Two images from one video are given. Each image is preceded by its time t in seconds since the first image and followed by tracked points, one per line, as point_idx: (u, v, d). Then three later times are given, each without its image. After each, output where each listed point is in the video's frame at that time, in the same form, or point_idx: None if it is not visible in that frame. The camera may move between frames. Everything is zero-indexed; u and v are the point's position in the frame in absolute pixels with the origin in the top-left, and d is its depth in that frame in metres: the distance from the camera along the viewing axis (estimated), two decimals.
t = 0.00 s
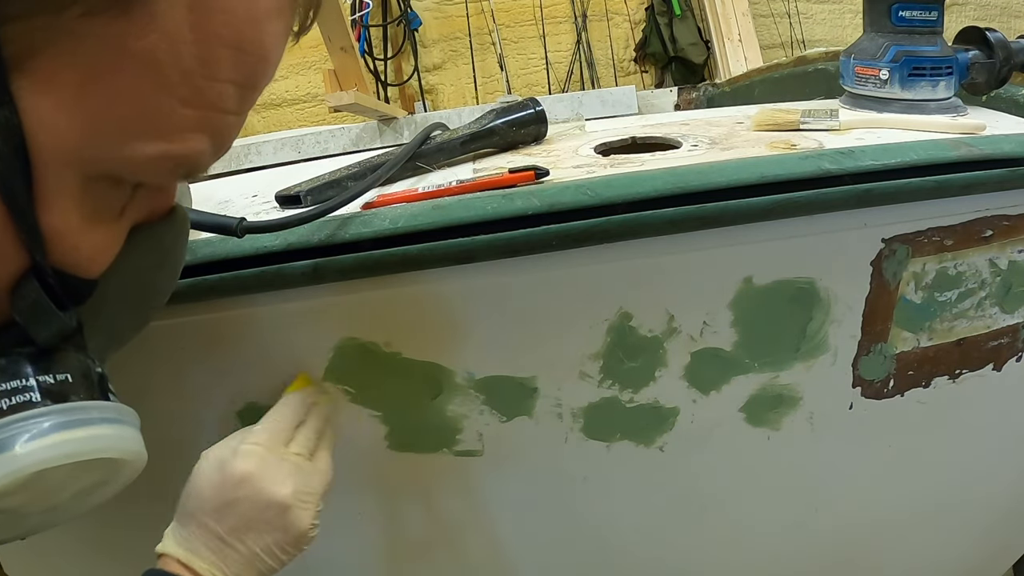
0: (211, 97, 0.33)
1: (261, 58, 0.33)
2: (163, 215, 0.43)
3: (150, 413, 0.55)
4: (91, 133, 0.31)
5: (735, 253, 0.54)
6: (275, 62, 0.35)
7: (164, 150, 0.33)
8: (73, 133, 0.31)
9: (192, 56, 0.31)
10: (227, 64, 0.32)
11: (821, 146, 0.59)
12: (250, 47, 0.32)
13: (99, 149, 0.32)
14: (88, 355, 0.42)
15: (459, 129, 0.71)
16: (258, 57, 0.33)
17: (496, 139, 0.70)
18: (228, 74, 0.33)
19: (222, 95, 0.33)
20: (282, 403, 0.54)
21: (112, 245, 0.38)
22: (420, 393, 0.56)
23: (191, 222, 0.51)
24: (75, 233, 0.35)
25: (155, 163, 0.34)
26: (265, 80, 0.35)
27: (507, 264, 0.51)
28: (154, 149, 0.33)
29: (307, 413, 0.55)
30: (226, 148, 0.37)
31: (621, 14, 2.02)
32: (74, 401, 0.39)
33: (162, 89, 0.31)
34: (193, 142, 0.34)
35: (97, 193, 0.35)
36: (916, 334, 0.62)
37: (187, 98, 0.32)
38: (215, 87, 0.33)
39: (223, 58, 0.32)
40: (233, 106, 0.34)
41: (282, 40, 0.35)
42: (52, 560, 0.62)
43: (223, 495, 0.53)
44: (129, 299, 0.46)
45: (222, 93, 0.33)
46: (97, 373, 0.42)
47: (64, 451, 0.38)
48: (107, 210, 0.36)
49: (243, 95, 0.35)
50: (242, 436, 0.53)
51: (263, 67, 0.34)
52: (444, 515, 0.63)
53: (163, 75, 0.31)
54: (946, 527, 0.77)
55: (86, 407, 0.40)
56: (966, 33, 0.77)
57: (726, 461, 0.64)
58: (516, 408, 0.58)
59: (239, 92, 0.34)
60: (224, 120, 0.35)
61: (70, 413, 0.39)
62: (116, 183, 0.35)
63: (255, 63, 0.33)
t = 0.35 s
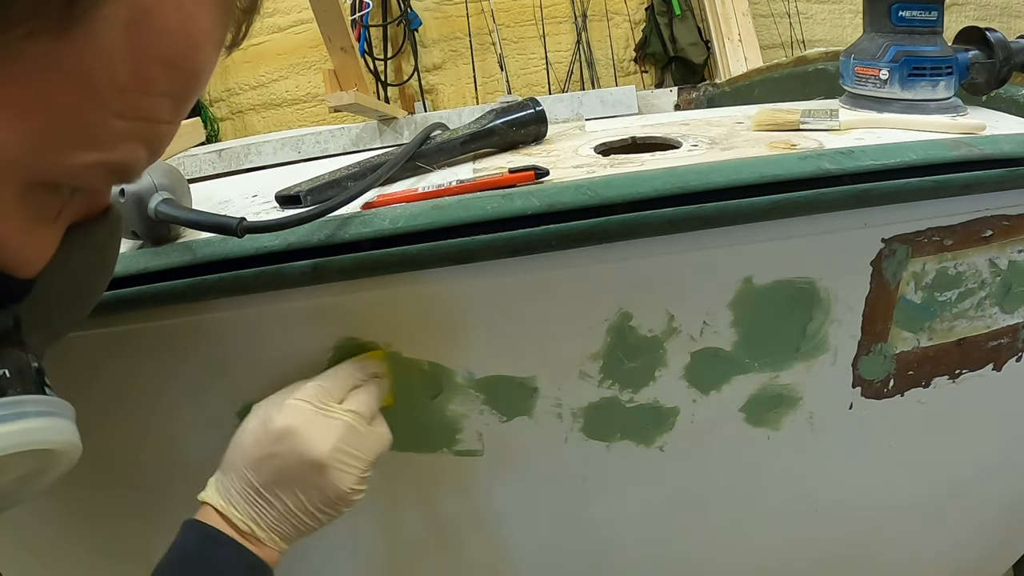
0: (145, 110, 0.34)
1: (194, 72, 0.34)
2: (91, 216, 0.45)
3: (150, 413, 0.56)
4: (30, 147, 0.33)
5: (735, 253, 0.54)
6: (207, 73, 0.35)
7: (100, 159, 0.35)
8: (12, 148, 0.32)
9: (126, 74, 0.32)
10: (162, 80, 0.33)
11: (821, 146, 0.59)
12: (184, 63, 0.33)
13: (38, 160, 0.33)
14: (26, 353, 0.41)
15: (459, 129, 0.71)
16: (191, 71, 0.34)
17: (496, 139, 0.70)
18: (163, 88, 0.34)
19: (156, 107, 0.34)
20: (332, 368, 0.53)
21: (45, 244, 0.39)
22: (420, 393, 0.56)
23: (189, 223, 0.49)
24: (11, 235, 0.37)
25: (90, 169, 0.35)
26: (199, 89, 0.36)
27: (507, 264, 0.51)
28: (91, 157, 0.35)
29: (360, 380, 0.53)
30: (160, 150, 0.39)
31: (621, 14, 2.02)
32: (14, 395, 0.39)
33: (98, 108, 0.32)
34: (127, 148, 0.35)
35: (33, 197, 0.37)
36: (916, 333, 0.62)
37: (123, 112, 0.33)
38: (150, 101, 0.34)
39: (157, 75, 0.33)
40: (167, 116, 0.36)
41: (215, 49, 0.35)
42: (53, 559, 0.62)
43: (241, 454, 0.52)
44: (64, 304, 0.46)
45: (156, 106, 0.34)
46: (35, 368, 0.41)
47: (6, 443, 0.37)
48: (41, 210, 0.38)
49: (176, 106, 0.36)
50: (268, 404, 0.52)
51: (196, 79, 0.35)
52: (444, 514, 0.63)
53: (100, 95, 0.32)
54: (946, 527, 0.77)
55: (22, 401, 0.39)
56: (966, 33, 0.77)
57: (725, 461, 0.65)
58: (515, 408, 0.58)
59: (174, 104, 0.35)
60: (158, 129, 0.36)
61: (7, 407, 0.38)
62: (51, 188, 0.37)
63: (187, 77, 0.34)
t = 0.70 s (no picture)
0: (124, 120, 0.33)
1: (174, 83, 0.33)
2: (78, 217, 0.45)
3: (150, 413, 0.56)
4: (6, 152, 0.33)
5: (735, 253, 0.54)
6: (189, 83, 0.34)
7: (79, 168, 0.35)
8: None
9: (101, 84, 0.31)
10: (139, 91, 0.32)
11: (821, 146, 0.58)
12: (162, 74, 0.32)
13: (16, 166, 0.33)
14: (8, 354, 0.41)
15: (458, 129, 0.71)
16: (171, 81, 0.33)
17: (496, 139, 0.70)
18: (141, 98, 0.33)
19: (135, 117, 0.34)
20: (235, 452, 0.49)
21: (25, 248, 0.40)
22: (420, 393, 0.56)
23: (189, 223, 0.49)
24: None
25: (69, 176, 0.35)
26: (182, 99, 0.35)
27: (507, 264, 0.51)
28: (69, 165, 0.34)
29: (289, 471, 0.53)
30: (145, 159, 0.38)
31: (621, 14, 2.02)
32: None
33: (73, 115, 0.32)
34: (108, 157, 0.35)
35: (12, 199, 0.37)
36: (916, 333, 0.62)
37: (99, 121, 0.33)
38: (127, 111, 0.33)
39: (133, 85, 0.32)
40: (149, 127, 0.35)
41: (198, 60, 0.34)
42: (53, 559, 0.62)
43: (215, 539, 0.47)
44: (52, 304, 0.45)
45: (134, 117, 0.33)
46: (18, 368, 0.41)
47: None
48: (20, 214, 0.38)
49: (158, 118, 0.35)
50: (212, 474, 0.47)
51: (177, 89, 0.34)
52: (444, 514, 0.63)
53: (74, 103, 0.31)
54: (946, 527, 0.77)
55: None
56: (966, 33, 0.77)
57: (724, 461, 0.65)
58: (515, 408, 0.58)
59: (153, 115, 0.34)
60: (139, 139, 0.35)
61: None
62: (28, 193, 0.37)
63: (167, 88, 0.33)
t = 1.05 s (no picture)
0: (113, 84, 0.32)
1: (167, 47, 0.33)
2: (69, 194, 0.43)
3: (151, 413, 0.56)
4: None
5: (735, 253, 0.54)
6: (179, 49, 0.34)
7: (64, 135, 0.33)
8: None
9: (94, 45, 0.30)
10: (131, 51, 0.31)
11: (821, 146, 0.59)
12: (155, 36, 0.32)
13: None
14: None
15: (458, 129, 0.71)
16: (163, 44, 0.32)
17: (496, 139, 0.70)
18: (132, 61, 0.32)
19: (125, 82, 0.33)
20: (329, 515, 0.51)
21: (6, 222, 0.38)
22: (420, 393, 0.56)
23: (189, 223, 0.49)
24: None
25: (52, 147, 0.34)
26: (170, 67, 0.35)
27: (507, 264, 0.51)
28: (54, 132, 0.33)
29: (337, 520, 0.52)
30: (127, 131, 0.37)
31: (621, 14, 2.02)
32: None
33: (61, 80, 0.31)
34: (94, 126, 0.34)
35: None
36: (916, 333, 0.62)
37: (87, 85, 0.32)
38: (118, 75, 0.32)
39: (123, 46, 0.31)
40: (138, 93, 0.34)
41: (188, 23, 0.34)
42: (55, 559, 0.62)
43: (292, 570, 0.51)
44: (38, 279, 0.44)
45: (124, 81, 0.33)
46: None
47: None
48: None
49: (148, 83, 0.34)
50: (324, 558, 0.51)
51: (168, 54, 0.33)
52: (444, 514, 0.63)
53: (63, 66, 0.30)
54: (946, 527, 0.77)
55: None
56: (966, 33, 0.77)
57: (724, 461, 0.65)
58: (515, 407, 0.58)
59: (143, 81, 0.34)
60: (126, 107, 0.34)
61: None
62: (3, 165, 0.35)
63: (158, 53, 0.33)
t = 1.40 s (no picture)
0: (93, 115, 0.34)
1: (146, 79, 0.34)
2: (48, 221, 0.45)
3: (152, 413, 0.56)
4: None
5: (735, 253, 0.54)
6: (163, 80, 0.35)
7: (47, 163, 0.35)
8: None
9: (69, 75, 0.32)
10: (108, 84, 0.33)
11: (821, 146, 0.59)
12: (133, 68, 0.33)
13: None
14: None
15: (458, 129, 0.71)
16: (143, 76, 0.33)
17: (496, 139, 0.70)
18: (109, 93, 0.33)
19: (106, 113, 0.34)
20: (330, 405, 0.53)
21: None
22: (420, 392, 0.56)
23: (190, 223, 0.49)
24: None
25: (38, 175, 0.36)
26: (155, 96, 0.36)
27: (507, 264, 0.51)
28: (36, 160, 0.35)
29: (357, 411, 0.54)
30: (121, 159, 0.38)
31: (621, 14, 2.02)
32: None
33: (39, 109, 0.32)
34: (78, 154, 0.35)
35: None
36: (916, 333, 0.62)
37: (68, 115, 0.33)
38: (97, 106, 0.33)
39: (99, 77, 0.32)
40: (122, 123, 0.35)
41: (175, 54, 0.35)
42: (57, 559, 0.62)
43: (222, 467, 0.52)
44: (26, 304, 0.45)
45: (104, 112, 0.34)
46: None
47: None
48: None
49: (132, 114, 0.35)
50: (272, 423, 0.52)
51: (152, 85, 0.34)
52: (444, 514, 0.63)
53: (40, 96, 0.32)
54: (946, 526, 0.77)
55: None
56: (966, 33, 0.77)
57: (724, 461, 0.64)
58: (514, 407, 0.58)
59: (126, 110, 0.35)
60: (111, 136, 0.36)
61: None
62: None
63: (139, 84, 0.34)
